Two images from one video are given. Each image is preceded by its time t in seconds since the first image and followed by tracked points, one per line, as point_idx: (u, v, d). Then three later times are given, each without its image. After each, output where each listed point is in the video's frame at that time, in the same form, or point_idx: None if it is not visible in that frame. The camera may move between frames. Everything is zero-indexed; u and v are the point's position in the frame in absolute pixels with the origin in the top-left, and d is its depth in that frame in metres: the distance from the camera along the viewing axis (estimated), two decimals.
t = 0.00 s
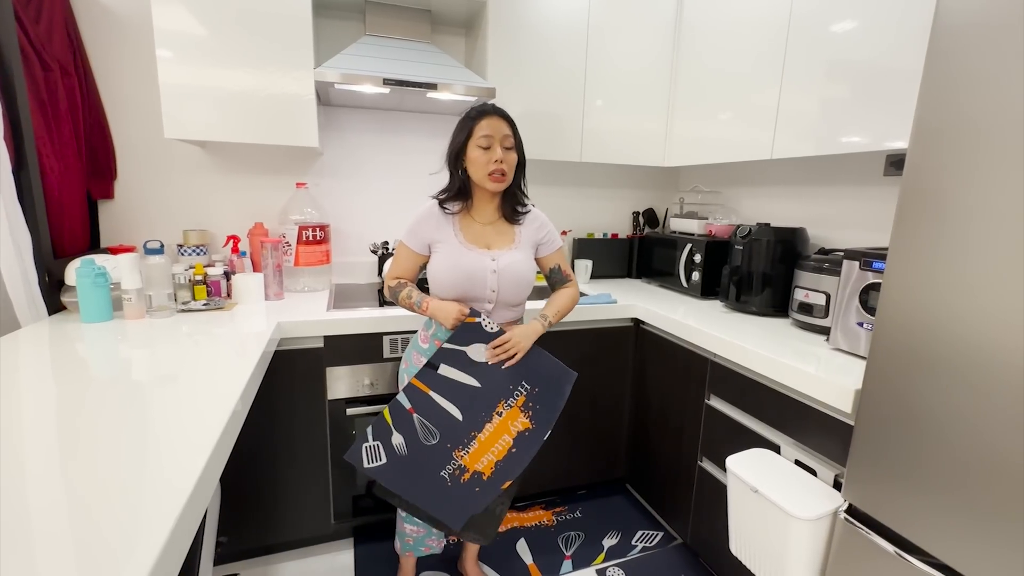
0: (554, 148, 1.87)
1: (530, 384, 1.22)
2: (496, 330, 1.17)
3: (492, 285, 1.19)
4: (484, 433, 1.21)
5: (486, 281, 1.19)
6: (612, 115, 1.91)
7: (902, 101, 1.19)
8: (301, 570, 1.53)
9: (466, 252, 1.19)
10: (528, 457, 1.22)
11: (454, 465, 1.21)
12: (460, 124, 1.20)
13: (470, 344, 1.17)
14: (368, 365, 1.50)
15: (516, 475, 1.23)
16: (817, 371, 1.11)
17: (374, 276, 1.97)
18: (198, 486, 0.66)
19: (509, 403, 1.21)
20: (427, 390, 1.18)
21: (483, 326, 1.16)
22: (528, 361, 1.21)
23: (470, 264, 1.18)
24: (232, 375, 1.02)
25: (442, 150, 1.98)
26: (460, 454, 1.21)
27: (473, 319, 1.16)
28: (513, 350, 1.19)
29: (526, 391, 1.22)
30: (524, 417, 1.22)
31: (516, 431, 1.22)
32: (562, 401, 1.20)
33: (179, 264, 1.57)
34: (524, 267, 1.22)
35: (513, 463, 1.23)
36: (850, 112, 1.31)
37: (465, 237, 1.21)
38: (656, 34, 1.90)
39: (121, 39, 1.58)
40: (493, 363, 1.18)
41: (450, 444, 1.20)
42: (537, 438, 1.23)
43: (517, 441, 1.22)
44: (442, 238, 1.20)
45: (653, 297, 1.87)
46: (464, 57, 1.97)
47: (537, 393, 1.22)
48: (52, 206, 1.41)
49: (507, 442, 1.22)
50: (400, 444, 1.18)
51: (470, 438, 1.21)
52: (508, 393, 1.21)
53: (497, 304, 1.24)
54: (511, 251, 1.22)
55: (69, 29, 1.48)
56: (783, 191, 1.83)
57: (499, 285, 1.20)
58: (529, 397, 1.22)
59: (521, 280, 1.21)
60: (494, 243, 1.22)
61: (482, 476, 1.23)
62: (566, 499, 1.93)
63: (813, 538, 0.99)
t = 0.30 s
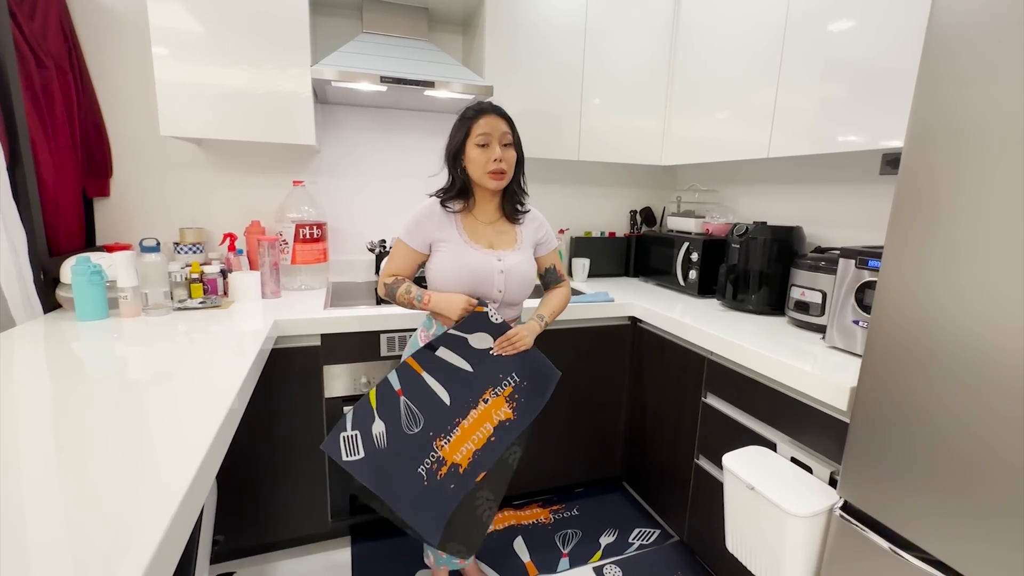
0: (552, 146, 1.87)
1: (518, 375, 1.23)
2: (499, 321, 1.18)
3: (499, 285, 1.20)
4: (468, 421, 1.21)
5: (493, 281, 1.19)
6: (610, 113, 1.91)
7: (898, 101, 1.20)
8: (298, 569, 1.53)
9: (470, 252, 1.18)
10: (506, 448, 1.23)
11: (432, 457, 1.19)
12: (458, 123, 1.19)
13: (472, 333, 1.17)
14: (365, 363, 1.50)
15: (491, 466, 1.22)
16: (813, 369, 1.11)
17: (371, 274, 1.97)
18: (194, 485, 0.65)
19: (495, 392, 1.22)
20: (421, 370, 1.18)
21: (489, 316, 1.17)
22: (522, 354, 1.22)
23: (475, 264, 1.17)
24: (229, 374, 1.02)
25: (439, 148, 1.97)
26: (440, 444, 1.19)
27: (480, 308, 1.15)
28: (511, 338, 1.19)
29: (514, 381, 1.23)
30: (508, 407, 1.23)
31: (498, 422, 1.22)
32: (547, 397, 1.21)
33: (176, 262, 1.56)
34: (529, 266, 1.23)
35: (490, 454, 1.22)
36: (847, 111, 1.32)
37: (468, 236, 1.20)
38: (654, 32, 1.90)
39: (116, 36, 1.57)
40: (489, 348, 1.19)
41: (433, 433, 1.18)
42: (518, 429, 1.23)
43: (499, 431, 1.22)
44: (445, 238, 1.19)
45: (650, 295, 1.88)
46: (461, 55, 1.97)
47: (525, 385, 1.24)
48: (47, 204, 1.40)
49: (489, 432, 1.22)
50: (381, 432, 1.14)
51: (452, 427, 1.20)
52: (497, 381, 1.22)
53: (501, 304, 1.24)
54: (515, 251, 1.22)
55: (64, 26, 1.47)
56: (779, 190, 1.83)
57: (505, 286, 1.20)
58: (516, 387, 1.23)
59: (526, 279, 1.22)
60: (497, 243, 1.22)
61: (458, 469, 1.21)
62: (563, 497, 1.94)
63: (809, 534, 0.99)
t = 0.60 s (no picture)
0: (547, 145, 1.87)
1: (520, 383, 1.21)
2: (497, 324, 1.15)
3: (500, 289, 1.20)
4: (471, 434, 1.19)
5: (495, 285, 1.19)
6: (606, 112, 1.91)
7: (892, 101, 1.20)
8: (294, 568, 1.53)
9: (471, 256, 1.18)
10: (508, 456, 1.22)
11: (434, 473, 1.18)
12: (455, 124, 1.18)
13: (474, 341, 1.14)
14: (361, 362, 1.50)
15: (494, 476, 1.22)
16: (807, 367, 1.12)
17: (367, 272, 1.97)
18: (188, 484, 0.65)
19: (498, 403, 1.20)
20: (425, 392, 1.13)
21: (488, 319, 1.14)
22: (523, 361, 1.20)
23: (477, 268, 1.17)
24: (224, 372, 1.02)
25: (435, 146, 1.97)
26: (443, 459, 1.18)
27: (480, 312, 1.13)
28: (511, 346, 1.17)
29: (516, 388, 1.21)
30: (510, 416, 1.21)
31: (500, 432, 1.21)
32: (548, 400, 1.22)
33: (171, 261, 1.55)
34: (529, 268, 1.24)
35: (493, 464, 1.22)
36: (840, 111, 1.33)
37: (469, 239, 1.20)
38: (650, 31, 1.91)
39: (110, 33, 1.56)
40: (491, 359, 1.16)
41: (436, 450, 1.17)
42: (520, 436, 1.23)
43: (501, 441, 1.22)
44: (445, 241, 1.18)
45: (646, 294, 1.88)
46: (457, 53, 1.97)
47: (525, 391, 1.23)
48: (40, 202, 1.39)
49: (491, 442, 1.21)
50: (386, 459, 1.14)
51: (455, 441, 1.18)
52: (499, 391, 1.19)
53: (502, 307, 1.24)
54: (515, 254, 1.23)
55: (57, 22, 1.46)
56: (774, 189, 1.84)
57: (507, 289, 1.20)
58: (517, 394, 1.22)
59: (526, 283, 1.23)
60: (496, 246, 1.23)
61: (461, 482, 1.20)
62: (559, 495, 1.94)
63: (802, 531, 1.00)
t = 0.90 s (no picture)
0: (540, 143, 1.87)
1: (515, 406, 1.08)
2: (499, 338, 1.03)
3: (501, 301, 1.12)
4: (462, 463, 1.04)
5: (495, 298, 1.11)
6: (598, 110, 1.92)
7: (881, 100, 1.22)
8: (286, 567, 1.52)
9: (470, 264, 1.10)
10: (495, 487, 1.08)
11: (420, 510, 1.01)
12: (450, 119, 1.09)
13: (477, 357, 0.99)
14: (353, 360, 1.49)
15: (478, 510, 1.07)
16: (796, 364, 1.13)
17: (360, 271, 1.96)
18: (178, 484, 0.65)
19: (491, 428, 1.05)
20: (426, 415, 0.97)
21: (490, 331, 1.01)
22: (519, 383, 1.07)
23: (476, 278, 1.09)
24: (214, 371, 1.01)
25: (428, 144, 1.97)
26: (431, 494, 1.01)
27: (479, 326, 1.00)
28: (511, 365, 1.04)
29: (510, 412, 1.08)
30: (501, 443, 1.07)
31: (491, 461, 1.07)
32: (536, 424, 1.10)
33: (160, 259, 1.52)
34: (531, 277, 1.16)
35: (480, 497, 1.07)
36: (830, 109, 1.34)
37: (467, 246, 1.13)
38: (642, 30, 1.91)
39: (98, 29, 1.54)
40: (492, 377, 1.02)
41: (425, 483, 1.00)
42: (509, 464, 1.09)
43: (491, 471, 1.07)
44: (441, 248, 1.11)
45: (638, 292, 1.89)
46: (449, 51, 1.96)
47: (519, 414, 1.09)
48: (26, 200, 1.37)
49: (481, 472, 1.06)
50: (376, 498, 0.94)
51: (445, 473, 1.03)
52: (495, 415, 1.05)
53: (503, 319, 1.17)
54: (517, 262, 1.15)
55: (43, 17, 1.44)
56: (765, 187, 1.85)
57: (508, 301, 1.13)
58: (511, 418, 1.08)
59: (528, 293, 1.16)
60: (496, 253, 1.15)
61: (445, 518, 1.04)
62: (552, 493, 1.95)
63: (792, 525, 1.01)
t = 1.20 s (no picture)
0: (527, 141, 1.87)
1: (525, 429, 1.00)
2: (485, 371, 0.91)
3: (496, 307, 1.04)
4: (484, 511, 0.96)
5: (490, 304, 1.03)
6: (586, 108, 1.92)
7: (862, 99, 1.24)
8: (272, 568, 1.51)
9: (462, 269, 1.02)
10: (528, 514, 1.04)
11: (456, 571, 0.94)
12: (437, 113, 1.03)
13: (463, 398, 0.88)
14: (340, 359, 1.48)
15: (515, 543, 1.04)
16: (780, 360, 1.15)
17: (346, 269, 1.94)
18: (158, 484, 0.64)
19: (507, 462, 0.98)
20: (426, 479, 0.85)
21: (472, 367, 0.89)
22: (522, 403, 0.98)
23: (469, 283, 1.02)
24: (197, 371, 1.00)
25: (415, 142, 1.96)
26: (462, 552, 0.94)
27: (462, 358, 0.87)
28: (507, 385, 0.94)
29: (521, 438, 0.99)
30: (523, 472, 1.01)
31: (517, 493, 1.01)
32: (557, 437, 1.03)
33: (142, 258, 1.50)
34: (526, 280, 1.09)
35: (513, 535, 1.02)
36: (814, 109, 1.36)
37: (458, 247, 1.05)
38: (629, 28, 1.92)
39: (75, 23, 1.51)
40: (485, 412, 0.92)
41: (452, 545, 0.92)
42: (534, 490, 1.05)
43: (519, 502, 1.02)
44: (430, 252, 1.03)
45: (626, 290, 1.90)
46: (436, 48, 1.95)
47: (530, 438, 1.01)
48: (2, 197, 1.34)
49: (507, 510, 1.00)
50: None
51: (469, 526, 0.94)
52: (504, 448, 0.97)
53: (498, 326, 1.09)
54: (511, 265, 1.08)
55: (18, 9, 1.40)
56: (750, 186, 1.87)
57: (503, 307, 1.05)
58: (523, 444, 1.00)
59: (525, 298, 1.08)
60: (489, 255, 1.07)
61: (485, 568, 1.00)
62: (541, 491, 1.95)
63: (775, 519, 1.03)
